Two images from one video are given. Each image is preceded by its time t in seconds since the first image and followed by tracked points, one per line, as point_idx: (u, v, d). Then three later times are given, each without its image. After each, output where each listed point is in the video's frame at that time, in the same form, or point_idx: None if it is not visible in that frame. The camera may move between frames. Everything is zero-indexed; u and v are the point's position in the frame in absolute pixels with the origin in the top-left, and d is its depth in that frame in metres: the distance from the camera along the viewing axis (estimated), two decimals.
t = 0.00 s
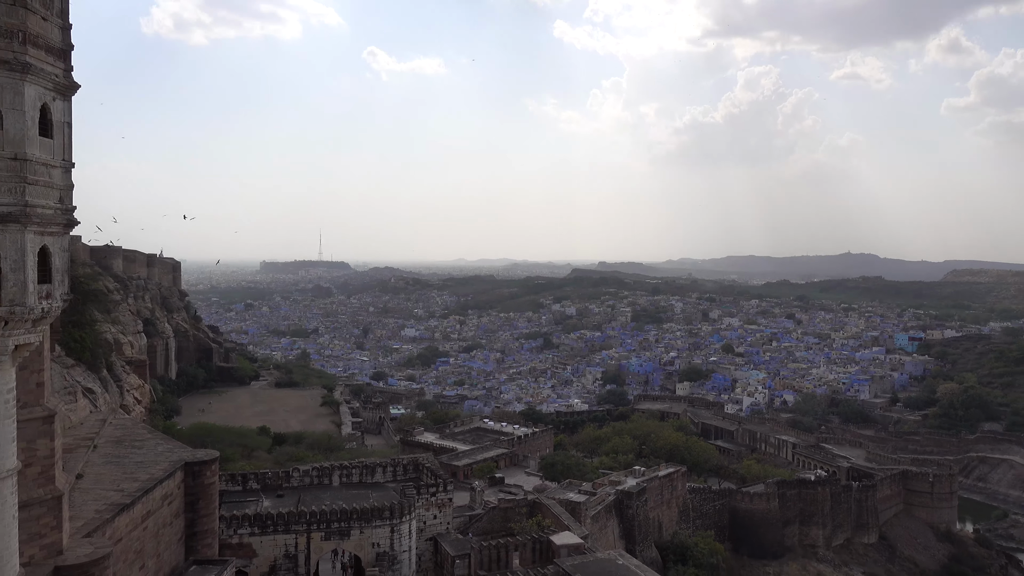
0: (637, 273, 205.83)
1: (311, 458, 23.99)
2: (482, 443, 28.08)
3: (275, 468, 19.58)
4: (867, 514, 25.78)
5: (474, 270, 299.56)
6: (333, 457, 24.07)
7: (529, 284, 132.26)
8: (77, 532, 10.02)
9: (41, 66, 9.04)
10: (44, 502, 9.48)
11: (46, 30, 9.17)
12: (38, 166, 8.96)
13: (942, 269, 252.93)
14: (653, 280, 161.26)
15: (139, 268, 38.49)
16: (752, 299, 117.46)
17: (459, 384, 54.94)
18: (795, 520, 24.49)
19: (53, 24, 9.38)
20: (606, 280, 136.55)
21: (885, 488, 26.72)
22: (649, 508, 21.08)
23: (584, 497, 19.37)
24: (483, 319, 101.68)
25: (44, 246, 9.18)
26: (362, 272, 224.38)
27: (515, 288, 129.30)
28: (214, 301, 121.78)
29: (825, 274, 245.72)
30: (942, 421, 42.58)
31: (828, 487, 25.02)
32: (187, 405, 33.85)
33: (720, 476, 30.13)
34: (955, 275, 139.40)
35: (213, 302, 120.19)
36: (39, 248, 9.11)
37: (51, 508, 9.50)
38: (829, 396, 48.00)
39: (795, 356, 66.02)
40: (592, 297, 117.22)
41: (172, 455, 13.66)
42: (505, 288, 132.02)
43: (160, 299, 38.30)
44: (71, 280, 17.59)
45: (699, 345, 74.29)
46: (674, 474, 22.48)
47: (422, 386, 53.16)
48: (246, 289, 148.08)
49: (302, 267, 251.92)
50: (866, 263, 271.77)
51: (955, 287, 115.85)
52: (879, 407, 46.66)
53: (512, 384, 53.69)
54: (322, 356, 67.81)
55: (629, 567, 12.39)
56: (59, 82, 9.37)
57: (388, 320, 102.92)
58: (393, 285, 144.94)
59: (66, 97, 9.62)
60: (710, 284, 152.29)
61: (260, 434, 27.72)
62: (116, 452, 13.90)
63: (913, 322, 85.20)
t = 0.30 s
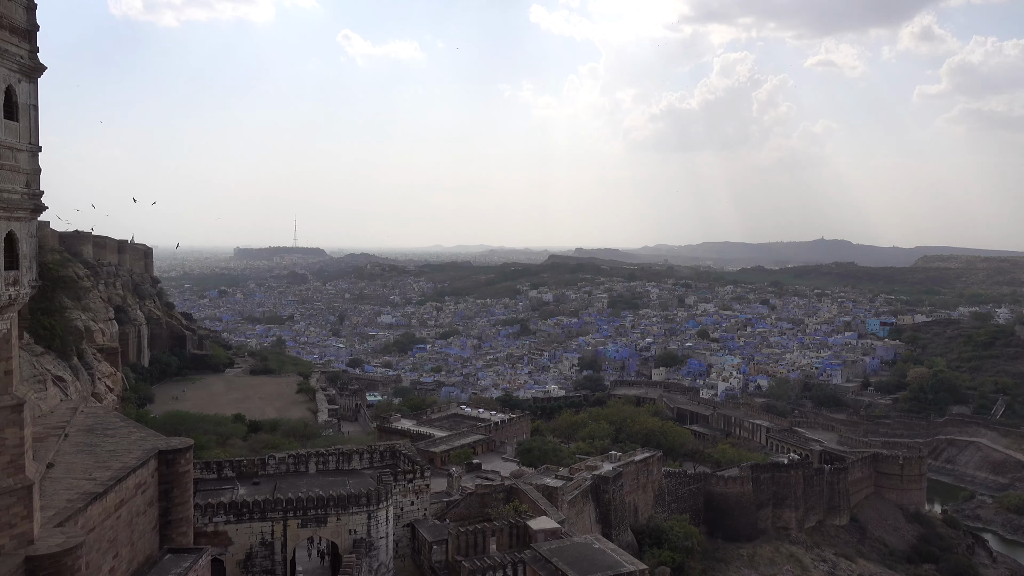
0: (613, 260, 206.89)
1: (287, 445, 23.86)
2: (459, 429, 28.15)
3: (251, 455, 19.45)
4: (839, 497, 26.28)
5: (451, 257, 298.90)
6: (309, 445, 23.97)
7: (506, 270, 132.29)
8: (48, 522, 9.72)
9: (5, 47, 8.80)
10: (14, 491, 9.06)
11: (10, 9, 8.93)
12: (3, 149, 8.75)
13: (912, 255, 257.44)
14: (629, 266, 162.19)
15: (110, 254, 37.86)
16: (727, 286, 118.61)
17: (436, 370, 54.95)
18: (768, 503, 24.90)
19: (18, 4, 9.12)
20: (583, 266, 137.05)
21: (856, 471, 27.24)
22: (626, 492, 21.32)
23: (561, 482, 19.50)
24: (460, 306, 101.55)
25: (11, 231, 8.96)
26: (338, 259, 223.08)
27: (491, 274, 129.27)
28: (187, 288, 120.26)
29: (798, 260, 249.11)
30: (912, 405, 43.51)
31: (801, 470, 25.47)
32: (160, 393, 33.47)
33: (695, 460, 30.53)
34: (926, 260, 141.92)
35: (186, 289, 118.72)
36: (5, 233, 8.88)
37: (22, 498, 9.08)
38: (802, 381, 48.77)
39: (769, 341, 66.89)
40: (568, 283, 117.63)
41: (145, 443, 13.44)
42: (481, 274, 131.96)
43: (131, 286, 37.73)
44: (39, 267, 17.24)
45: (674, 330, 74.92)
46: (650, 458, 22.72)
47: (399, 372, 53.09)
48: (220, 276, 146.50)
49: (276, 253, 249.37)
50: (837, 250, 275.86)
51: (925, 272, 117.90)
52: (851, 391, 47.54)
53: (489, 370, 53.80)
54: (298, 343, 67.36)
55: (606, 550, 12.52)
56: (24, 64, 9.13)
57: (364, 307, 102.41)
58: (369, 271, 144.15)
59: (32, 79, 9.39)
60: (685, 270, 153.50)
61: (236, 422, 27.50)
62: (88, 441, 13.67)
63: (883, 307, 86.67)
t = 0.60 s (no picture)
0: (590, 248, 207.70)
1: (263, 435, 23.72)
2: (436, 418, 28.16)
3: (226, 445, 19.31)
4: (811, 482, 26.76)
5: (428, 245, 297.82)
6: (285, 434, 23.86)
7: (483, 259, 132.12)
8: (20, 514, 9.53)
9: None
10: None
11: None
12: None
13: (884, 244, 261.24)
14: (606, 255, 162.85)
15: (80, 242, 37.21)
16: (702, 274, 119.64)
17: (413, 359, 54.87)
18: (742, 489, 25.26)
19: None
20: (560, 255, 137.34)
21: (828, 457, 27.71)
22: (602, 479, 21.50)
23: (538, 470, 19.61)
24: (437, 294, 101.32)
25: None
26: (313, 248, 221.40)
27: (469, 263, 129.08)
28: (160, 276, 118.65)
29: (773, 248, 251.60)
30: (883, 391, 44.35)
31: (774, 456, 25.89)
32: (133, 383, 33.06)
33: (671, 447, 30.86)
34: (897, 249, 144.15)
35: (159, 278, 117.16)
36: None
37: None
38: (776, 368, 49.44)
39: (743, 329, 67.65)
40: (545, 272, 117.85)
41: (118, 433, 13.26)
42: (459, 263, 131.72)
43: (102, 274, 37.14)
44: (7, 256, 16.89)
45: (651, 319, 75.48)
46: (626, 446, 22.91)
47: (376, 361, 52.94)
48: (193, 264, 144.68)
49: (251, 242, 246.66)
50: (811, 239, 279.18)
51: (896, 261, 119.78)
52: (823, 378, 48.31)
53: (466, 359, 53.83)
54: (273, 332, 66.81)
55: (582, 537, 12.63)
56: None
57: (340, 295, 101.80)
58: (345, 260, 143.24)
59: None
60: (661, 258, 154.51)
61: (210, 412, 27.26)
62: (60, 432, 13.47)
63: (856, 295, 87.97)
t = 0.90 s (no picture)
0: (571, 238, 207.76)
1: (242, 424, 23.58)
2: (417, 407, 28.15)
3: (205, 435, 19.16)
4: (789, 470, 27.12)
5: (409, 234, 296.59)
6: (265, 423, 23.73)
7: (465, 248, 131.85)
8: None
9: None
10: None
11: None
12: None
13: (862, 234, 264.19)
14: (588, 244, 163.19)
15: (55, 230, 36.61)
16: (683, 264, 120.36)
17: (394, 348, 54.74)
18: (721, 477, 25.54)
19: None
20: (542, 244, 137.39)
21: (806, 445, 28.09)
22: (583, 468, 21.62)
23: (519, 459, 19.68)
24: (418, 283, 100.97)
25: None
26: (293, 236, 219.50)
27: (450, 252, 128.75)
28: (137, 265, 117.14)
29: (753, 239, 253.47)
30: (860, 380, 44.97)
31: (753, 444, 26.21)
32: (110, 372, 32.68)
33: (651, 436, 31.08)
34: (875, 240, 145.79)
35: (136, 266, 115.69)
36: None
37: None
38: (755, 357, 49.91)
39: (723, 318, 68.19)
40: (527, 261, 117.93)
41: (95, 423, 13.08)
42: (440, 252, 131.34)
43: (78, 262, 36.58)
44: None
45: (631, 308, 75.84)
46: (606, 435, 23.04)
47: (356, 350, 52.74)
48: (171, 252, 142.91)
49: (230, 230, 244.05)
50: (791, 229, 281.55)
51: (874, 251, 121.13)
52: (802, 367, 48.88)
53: (448, 348, 53.79)
54: (252, 321, 66.30)
55: (563, 525, 12.72)
56: None
57: (320, 284, 101.21)
58: (325, 249, 142.25)
59: None
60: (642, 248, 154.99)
61: (189, 401, 27.02)
62: (35, 422, 13.26)
63: (834, 285, 88.96)
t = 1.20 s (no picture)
0: (555, 227, 207.94)
1: (225, 415, 23.46)
2: (401, 397, 28.14)
3: (188, 426, 19.06)
4: (771, 458, 27.42)
5: (393, 224, 295.35)
6: (248, 414, 23.62)
7: (448, 237, 131.50)
8: None
9: None
10: None
11: None
12: None
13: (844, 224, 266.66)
14: (572, 234, 163.28)
15: (33, 220, 36.10)
16: (666, 253, 120.76)
17: (377, 338, 54.63)
18: (704, 465, 25.77)
19: None
20: (526, 234, 137.29)
21: (787, 432, 28.39)
22: (567, 457, 21.74)
23: (503, 448, 19.73)
24: (401, 273, 100.69)
25: None
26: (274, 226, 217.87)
27: (433, 242, 128.33)
28: (117, 255, 115.75)
29: (735, 229, 255.18)
30: (841, 368, 45.49)
31: (735, 432, 26.47)
32: (91, 364, 32.35)
33: (634, 424, 31.29)
34: (855, 229, 147.07)
35: (115, 256, 114.35)
36: None
37: None
38: (737, 346, 50.32)
39: (706, 307, 68.64)
40: (511, 250, 117.93)
41: (76, 415, 12.94)
42: (424, 241, 130.92)
43: (57, 253, 36.13)
44: None
45: (615, 297, 76.11)
46: (590, 424, 23.16)
47: (340, 341, 52.57)
48: (152, 243, 141.28)
49: (211, 220, 241.73)
50: (773, 218, 283.38)
51: (854, 240, 122.15)
52: (783, 355, 49.37)
53: (432, 338, 53.76)
54: (234, 311, 65.85)
55: (547, 514, 12.79)
56: None
57: (303, 274, 100.61)
58: (308, 239, 141.33)
59: None
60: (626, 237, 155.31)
61: (171, 393, 26.83)
62: (14, 414, 13.10)
63: (816, 274, 89.80)
